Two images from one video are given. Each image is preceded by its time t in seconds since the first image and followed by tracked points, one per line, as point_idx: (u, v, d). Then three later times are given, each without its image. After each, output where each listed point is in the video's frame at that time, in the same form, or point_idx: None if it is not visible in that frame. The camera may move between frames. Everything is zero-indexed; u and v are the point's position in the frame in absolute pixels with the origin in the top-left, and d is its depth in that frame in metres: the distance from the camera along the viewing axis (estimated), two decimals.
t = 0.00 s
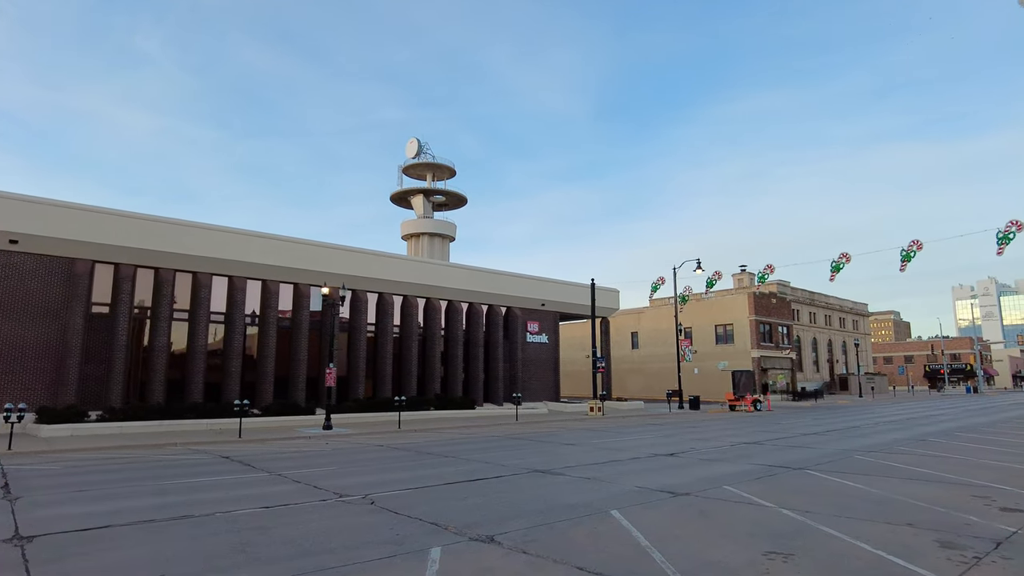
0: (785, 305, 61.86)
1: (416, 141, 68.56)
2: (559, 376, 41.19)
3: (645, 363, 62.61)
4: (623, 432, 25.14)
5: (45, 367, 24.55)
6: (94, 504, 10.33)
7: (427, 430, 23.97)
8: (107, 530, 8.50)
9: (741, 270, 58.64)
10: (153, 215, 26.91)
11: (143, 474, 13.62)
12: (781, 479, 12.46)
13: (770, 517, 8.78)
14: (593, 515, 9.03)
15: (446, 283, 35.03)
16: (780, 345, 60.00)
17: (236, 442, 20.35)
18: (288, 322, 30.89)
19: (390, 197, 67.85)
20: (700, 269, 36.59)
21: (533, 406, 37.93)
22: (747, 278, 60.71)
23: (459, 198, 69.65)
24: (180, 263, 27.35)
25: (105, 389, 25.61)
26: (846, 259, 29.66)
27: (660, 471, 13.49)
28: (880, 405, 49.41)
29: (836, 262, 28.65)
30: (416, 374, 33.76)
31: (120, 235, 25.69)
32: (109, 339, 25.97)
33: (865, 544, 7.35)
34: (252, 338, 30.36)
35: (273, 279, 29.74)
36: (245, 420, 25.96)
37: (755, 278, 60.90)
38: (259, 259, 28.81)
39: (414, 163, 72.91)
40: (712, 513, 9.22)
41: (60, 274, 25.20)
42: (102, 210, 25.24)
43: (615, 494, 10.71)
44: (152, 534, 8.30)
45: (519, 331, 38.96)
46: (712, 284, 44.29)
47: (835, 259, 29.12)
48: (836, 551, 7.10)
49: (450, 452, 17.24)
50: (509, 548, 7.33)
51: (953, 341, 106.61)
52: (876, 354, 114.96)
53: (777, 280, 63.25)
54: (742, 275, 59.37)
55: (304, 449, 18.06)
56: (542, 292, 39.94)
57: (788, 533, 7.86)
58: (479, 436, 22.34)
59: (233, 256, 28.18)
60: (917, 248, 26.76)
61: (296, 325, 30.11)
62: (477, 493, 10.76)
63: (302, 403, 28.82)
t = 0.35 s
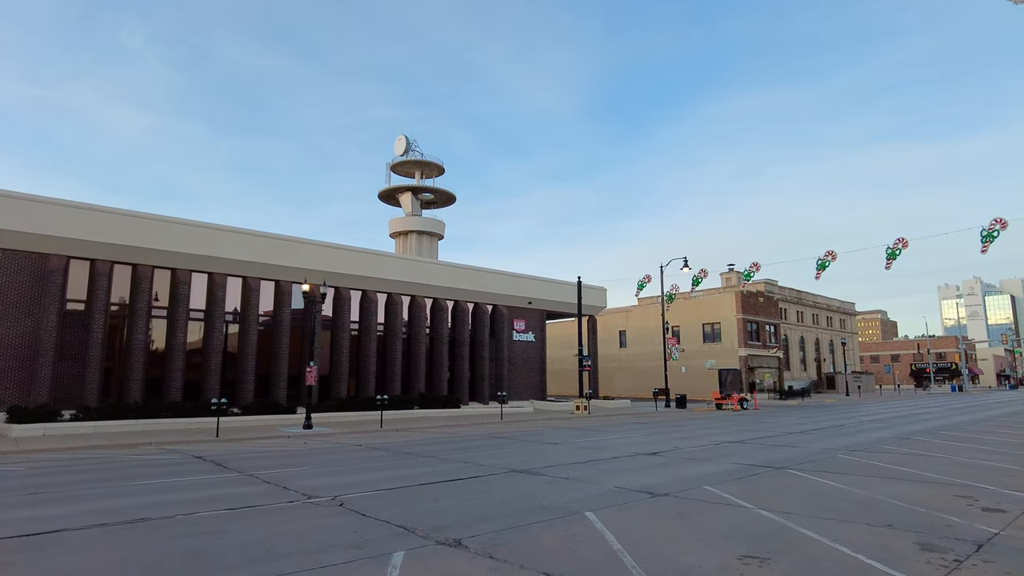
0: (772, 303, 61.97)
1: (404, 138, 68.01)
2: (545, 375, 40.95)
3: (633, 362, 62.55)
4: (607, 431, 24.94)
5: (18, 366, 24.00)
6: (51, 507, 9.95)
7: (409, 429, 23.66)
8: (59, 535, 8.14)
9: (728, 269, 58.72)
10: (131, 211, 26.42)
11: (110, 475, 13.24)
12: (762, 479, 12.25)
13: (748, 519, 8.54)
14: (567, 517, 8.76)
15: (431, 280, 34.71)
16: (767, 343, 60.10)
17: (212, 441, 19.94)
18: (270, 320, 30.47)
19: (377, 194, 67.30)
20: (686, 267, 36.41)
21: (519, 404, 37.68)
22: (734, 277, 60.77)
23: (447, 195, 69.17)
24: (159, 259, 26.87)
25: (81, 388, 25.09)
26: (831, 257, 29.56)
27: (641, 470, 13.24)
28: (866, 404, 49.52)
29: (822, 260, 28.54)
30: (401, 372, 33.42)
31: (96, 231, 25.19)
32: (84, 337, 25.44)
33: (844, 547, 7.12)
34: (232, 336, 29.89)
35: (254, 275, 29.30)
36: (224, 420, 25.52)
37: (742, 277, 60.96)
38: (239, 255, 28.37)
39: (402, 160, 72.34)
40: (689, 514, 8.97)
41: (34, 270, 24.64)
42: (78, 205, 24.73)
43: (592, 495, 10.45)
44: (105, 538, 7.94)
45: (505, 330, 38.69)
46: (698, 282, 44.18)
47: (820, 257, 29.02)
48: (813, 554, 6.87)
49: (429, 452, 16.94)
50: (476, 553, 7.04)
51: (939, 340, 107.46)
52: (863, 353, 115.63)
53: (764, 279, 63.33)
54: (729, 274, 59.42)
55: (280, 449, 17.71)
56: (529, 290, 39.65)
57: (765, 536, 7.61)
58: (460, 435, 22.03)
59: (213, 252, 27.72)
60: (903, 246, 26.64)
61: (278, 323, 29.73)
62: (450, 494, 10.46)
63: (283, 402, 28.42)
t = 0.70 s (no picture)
0: (769, 303, 61.73)
1: (400, 136, 67.70)
2: (541, 374, 40.66)
3: (629, 361, 62.31)
4: (602, 431, 24.65)
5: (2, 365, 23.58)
6: (21, 509, 9.60)
7: (401, 429, 23.34)
8: (25, 540, 7.80)
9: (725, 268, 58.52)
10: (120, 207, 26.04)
11: (89, 476, 12.89)
12: (757, 481, 11.94)
13: (742, 524, 8.22)
14: (555, 521, 8.44)
15: (425, 279, 34.37)
16: (763, 343, 59.86)
17: (199, 441, 19.61)
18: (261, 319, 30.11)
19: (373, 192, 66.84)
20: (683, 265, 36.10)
21: (514, 404, 37.37)
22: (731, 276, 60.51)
23: (444, 194, 68.74)
24: (148, 257, 26.49)
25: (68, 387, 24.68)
26: (829, 255, 29.27)
27: (634, 472, 12.93)
28: (863, 403, 49.27)
29: (820, 259, 28.25)
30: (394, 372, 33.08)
31: (84, 227, 24.81)
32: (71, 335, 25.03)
33: (842, 554, 6.81)
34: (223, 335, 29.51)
35: (245, 273, 28.95)
36: (214, 419, 25.16)
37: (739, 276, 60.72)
38: (231, 253, 27.99)
39: (399, 158, 71.90)
40: (681, 518, 8.66)
41: (18, 267, 24.17)
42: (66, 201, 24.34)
43: (582, 498, 10.13)
44: (72, 544, 7.60)
45: (500, 329, 38.36)
46: (695, 280, 43.89)
47: (818, 256, 28.73)
48: (809, 562, 6.55)
49: (419, 452, 16.61)
50: (457, 561, 6.72)
51: (936, 339, 107.49)
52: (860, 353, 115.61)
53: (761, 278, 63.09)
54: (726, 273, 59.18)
55: (268, 449, 17.37)
56: (524, 289, 39.29)
57: (759, 542, 7.30)
58: (453, 435, 21.70)
59: (204, 250, 27.36)
60: (901, 244, 26.34)
61: (269, 321, 29.38)
62: (436, 497, 10.13)
63: (274, 401, 28.08)
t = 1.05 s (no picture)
0: (764, 302, 61.55)
1: (396, 132, 67.16)
2: (535, 372, 40.33)
3: (623, 360, 62.03)
4: (597, 429, 24.34)
5: None
6: None
7: (393, 427, 22.96)
8: None
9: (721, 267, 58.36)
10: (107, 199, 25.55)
11: (68, 473, 12.47)
12: (757, 481, 11.61)
13: (743, 527, 7.88)
14: (548, 523, 8.09)
15: (418, 274, 33.96)
16: (759, 342, 59.66)
17: (186, 438, 19.20)
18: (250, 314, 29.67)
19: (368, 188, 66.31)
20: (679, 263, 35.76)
21: (507, 402, 37.05)
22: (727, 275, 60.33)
23: (440, 190, 68.27)
24: (137, 250, 26.03)
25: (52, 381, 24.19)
26: (827, 253, 28.95)
27: (629, 471, 12.59)
28: (859, 403, 49.05)
29: (818, 256, 27.94)
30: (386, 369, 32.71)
31: (71, 219, 24.32)
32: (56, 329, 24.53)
33: (850, 560, 6.48)
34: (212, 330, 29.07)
35: (236, 267, 28.51)
36: (202, 415, 24.73)
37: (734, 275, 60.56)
38: (221, 246, 27.52)
39: (394, 154, 71.38)
40: (679, 521, 8.31)
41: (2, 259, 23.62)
42: (52, 192, 23.82)
43: (576, 498, 9.79)
44: (38, 546, 7.19)
45: (494, 326, 37.98)
46: (691, 278, 43.58)
47: (816, 253, 28.43)
48: (817, 568, 6.21)
49: (410, 450, 16.24)
50: (444, 565, 6.37)
51: (930, 340, 107.71)
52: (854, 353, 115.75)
53: (756, 277, 62.89)
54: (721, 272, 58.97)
55: (256, 446, 16.98)
56: (519, 286, 38.88)
57: (762, 547, 6.96)
58: (444, 433, 21.34)
59: (194, 243, 26.89)
60: (902, 241, 25.99)
61: (260, 317, 28.98)
62: (424, 496, 9.76)
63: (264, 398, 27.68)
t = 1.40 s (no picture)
0: (736, 303, 62.07)
1: (372, 128, 66.20)
2: (509, 371, 39.97)
3: (597, 360, 62.02)
4: (571, 429, 24.08)
5: None
6: None
7: (364, 427, 22.42)
8: None
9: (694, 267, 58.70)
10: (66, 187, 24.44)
11: (13, 476, 11.75)
12: (734, 483, 11.40)
13: (724, 532, 7.60)
14: (523, 529, 7.71)
15: (392, 271, 33.36)
16: (731, 343, 60.13)
17: (146, 437, 18.44)
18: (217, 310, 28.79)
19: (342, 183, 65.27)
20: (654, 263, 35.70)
21: (481, 402, 36.65)
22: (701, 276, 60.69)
23: (415, 187, 67.51)
24: (96, 241, 24.95)
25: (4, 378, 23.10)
26: (802, 254, 29.05)
27: (606, 473, 12.28)
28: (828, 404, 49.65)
29: (793, 257, 28.01)
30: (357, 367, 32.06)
31: (26, 208, 23.16)
32: (8, 323, 23.43)
33: (836, 567, 6.23)
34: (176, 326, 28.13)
35: (202, 261, 27.57)
36: (164, 414, 23.87)
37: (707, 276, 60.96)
38: (189, 239, 26.67)
39: (369, 150, 70.39)
40: (659, 525, 8.01)
41: None
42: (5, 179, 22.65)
43: (551, 502, 9.44)
44: None
45: (468, 324, 37.54)
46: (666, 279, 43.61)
47: (791, 254, 28.52)
48: None
49: (380, 452, 15.75)
50: None
51: (895, 342, 110.06)
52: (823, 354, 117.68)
53: (729, 279, 63.41)
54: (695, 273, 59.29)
55: (219, 447, 16.33)
56: (494, 284, 38.46)
57: (744, 554, 6.67)
58: (416, 433, 20.86)
59: (158, 235, 25.91)
60: (875, 243, 26.14)
61: (227, 313, 28.13)
62: (393, 501, 9.31)
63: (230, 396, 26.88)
